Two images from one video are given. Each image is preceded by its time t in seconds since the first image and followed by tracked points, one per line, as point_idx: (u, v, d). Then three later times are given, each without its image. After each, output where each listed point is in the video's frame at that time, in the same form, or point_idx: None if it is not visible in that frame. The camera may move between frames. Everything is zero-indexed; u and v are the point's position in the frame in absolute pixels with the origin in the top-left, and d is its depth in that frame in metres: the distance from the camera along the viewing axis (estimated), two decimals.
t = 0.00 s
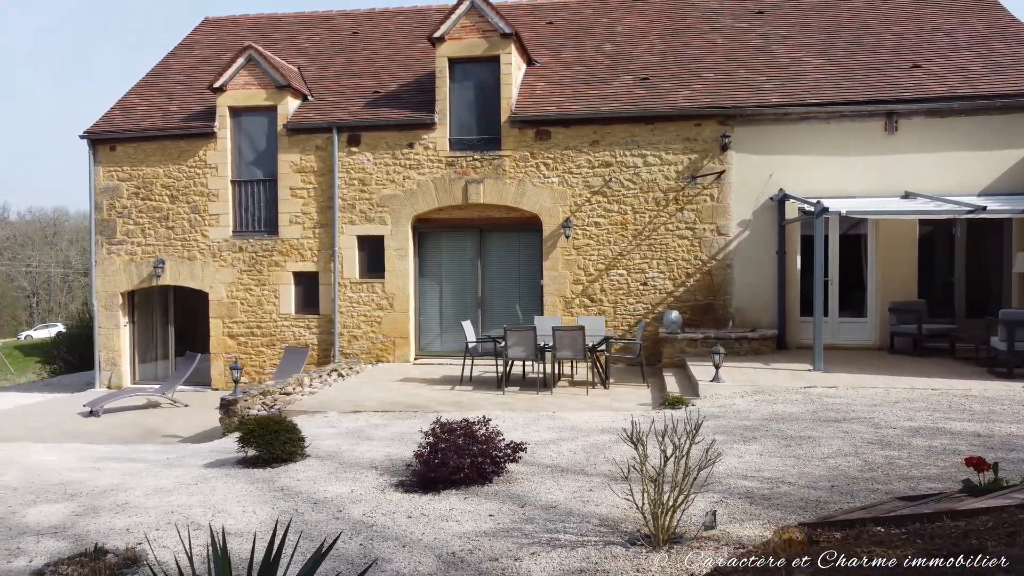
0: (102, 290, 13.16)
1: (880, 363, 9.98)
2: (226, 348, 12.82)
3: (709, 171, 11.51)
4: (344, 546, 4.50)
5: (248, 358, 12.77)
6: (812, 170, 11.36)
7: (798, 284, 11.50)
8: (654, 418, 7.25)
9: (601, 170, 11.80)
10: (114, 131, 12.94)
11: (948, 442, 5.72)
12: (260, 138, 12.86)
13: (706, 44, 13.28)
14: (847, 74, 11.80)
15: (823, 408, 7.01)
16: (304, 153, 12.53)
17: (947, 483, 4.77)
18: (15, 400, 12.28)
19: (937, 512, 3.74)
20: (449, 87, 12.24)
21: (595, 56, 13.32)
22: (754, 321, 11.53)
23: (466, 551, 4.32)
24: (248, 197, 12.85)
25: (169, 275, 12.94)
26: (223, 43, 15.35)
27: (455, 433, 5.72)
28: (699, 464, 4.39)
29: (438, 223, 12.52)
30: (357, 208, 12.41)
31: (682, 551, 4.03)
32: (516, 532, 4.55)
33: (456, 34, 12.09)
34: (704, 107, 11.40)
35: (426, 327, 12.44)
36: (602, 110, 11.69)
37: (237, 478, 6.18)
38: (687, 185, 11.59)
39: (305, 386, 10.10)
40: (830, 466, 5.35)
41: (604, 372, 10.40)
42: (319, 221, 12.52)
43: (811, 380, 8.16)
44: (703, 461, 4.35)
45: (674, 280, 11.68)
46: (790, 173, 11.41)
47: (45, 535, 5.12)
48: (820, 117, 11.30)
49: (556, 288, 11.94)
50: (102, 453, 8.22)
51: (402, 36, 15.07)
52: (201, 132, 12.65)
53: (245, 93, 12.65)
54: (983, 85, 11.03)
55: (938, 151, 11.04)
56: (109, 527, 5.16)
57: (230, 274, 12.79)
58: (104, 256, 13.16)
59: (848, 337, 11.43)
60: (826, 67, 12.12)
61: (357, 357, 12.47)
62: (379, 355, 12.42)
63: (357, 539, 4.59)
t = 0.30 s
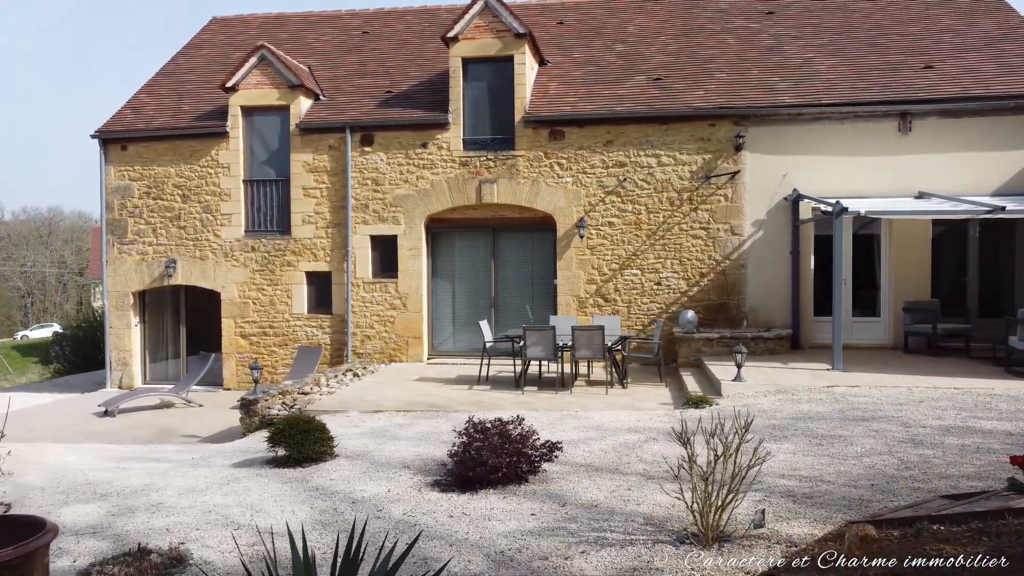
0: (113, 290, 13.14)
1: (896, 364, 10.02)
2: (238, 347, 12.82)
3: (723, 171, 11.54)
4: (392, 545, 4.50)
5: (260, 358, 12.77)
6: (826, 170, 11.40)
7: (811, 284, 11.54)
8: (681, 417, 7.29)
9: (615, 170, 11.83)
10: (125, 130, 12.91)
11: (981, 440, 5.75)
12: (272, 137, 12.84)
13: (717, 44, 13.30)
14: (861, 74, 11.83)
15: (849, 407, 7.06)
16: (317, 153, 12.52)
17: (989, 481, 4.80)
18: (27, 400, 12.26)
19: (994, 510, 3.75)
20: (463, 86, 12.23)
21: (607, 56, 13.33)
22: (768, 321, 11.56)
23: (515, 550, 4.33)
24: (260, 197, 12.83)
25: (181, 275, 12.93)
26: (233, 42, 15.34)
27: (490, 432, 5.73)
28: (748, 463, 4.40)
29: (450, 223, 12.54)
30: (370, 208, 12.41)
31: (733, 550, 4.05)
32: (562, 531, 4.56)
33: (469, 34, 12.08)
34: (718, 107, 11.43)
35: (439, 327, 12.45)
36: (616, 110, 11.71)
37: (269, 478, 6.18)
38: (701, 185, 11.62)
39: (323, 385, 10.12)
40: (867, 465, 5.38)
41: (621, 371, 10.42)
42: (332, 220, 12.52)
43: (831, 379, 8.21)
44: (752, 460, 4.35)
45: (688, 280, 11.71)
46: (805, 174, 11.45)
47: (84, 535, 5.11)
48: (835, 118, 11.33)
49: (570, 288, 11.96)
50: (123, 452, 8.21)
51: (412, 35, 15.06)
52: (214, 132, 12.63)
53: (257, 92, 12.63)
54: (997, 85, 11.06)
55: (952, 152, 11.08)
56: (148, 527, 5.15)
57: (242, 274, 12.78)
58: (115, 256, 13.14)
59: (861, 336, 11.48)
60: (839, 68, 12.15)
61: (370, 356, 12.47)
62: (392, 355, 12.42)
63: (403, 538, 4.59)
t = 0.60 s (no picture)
0: (125, 290, 13.12)
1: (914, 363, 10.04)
2: (251, 347, 12.81)
3: (738, 171, 11.57)
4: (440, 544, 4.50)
5: (273, 357, 12.76)
6: (841, 170, 11.43)
7: (826, 283, 11.58)
8: (707, 417, 7.32)
9: (630, 169, 11.84)
10: (137, 130, 12.88)
11: (1015, 439, 5.78)
12: (285, 137, 12.82)
13: (729, 44, 13.32)
14: (874, 74, 11.86)
15: (875, 406, 7.09)
16: (331, 152, 12.51)
17: None
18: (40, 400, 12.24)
19: None
20: (477, 86, 12.23)
21: (619, 56, 13.35)
22: (782, 320, 11.59)
23: (565, 547, 4.34)
24: (273, 196, 12.81)
25: (193, 274, 12.91)
26: (243, 42, 15.31)
27: (526, 431, 5.74)
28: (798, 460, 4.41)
29: (464, 222, 12.54)
30: (384, 207, 12.40)
31: (785, 547, 4.06)
32: (609, 528, 4.58)
33: (483, 34, 12.08)
34: (733, 107, 11.45)
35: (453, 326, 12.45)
36: (631, 110, 11.73)
37: (303, 477, 6.17)
38: (715, 185, 11.65)
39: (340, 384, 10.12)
40: (905, 463, 5.41)
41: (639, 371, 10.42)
42: (346, 220, 12.51)
43: (852, 378, 8.24)
44: (802, 458, 4.37)
45: (702, 280, 11.74)
46: (819, 173, 11.48)
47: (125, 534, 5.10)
48: (849, 118, 11.37)
49: (584, 288, 11.98)
50: (146, 452, 8.20)
51: (422, 35, 15.04)
52: (227, 131, 12.61)
53: (270, 92, 12.62)
54: (1010, 86, 11.10)
55: (966, 152, 11.12)
56: (189, 526, 5.14)
57: (255, 274, 12.76)
58: (127, 255, 13.11)
59: (876, 335, 11.51)
60: (852, 68, 12.18)
61: (383, 356, 12.46)
62: (405, 355, 12.41)
63: (450, 537, 4.59)
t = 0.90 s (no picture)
0: (137, 289, 13.08)
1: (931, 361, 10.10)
2: (264, 346, 12.80)
3: (753, 170, 11.60)
4: (489, 541, 4.50)
5: (287, 357, 12.75)
6: (855, 170, 11.47)
7: (840, 281, 11.64)
8: (734, 416, 7.35)
9: (644, 168, 11.87)
10: (150, 128, 12.84)
11: None
12: (298, 136, 12.81)
13: (740, 44, 13.35)
14: (887, 74, 11.90)
15: (903, 404, 7.13)
16: (345, 151, 12.51)
17: None
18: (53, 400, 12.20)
19: None
20: (491, 85, 12.23)
21: (631, 55, 13.36)
22: (797, 318, 11.63)
23: (616, 544, 4.36)
24: (287, 195, 12.80)
25: (206, 273, 12.88)
26: (252, 41, 15.27)
27: (564, 428, 5.76)
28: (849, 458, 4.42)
29: (478, 221, 12.55)
30: (398, 206, 12.39)
31: (839, 543, 4.08)
32: (658, 525, 4.59)
33: (498, 33, 12.08)
34: (748, 107, 11.48)
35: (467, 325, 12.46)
36: (645, 109, 11.75)
37: (338, 475, 6.18)
38: (730, 184, 11.68)
39: (359, 383, 10.11)
40: (943, 459, 5.44)
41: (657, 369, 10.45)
42: (359, 219, 12.51)
43: (874, 375, 8.30)
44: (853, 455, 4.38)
45: (717, 278, 11.77)
46: (833, 173, 11.52)
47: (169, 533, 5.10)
48: (863, 117, 11.41)
49: (599, 287, 11.99)
50: (170, 451, 8.18)
51: (432, 34, 15.02)
52: (240, 129, 12.58)
53: (284, 90, 12.60)
54: None
55: (979, 151, 11.18)
56: (232, 524, 5.14)
57: (268, 273, 12.73)
58: (139, 255, 13.07)
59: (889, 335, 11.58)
60: (865, 67, 12.22)
61: (398, 355, 12.46)
62: (420, 354, 12.40)
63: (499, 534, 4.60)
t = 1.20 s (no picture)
0: (148, 289, 13.04)
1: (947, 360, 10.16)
2: (276, 346, 12.78)
3: (767, 170, 11.64)
4: (540, 538, 4.52)
5: (299, 356, 12.73)
6: (869, 169, 11.53)
7: (853, 280, 11.71)
8: (761, 414, 7.38)
9: (658, 168, 11.89)
10: (161, 127, 12.80)
11: None
12: (311, 135, 12.79)
13: (751, 44, 13.39)
14: (899, 74, 11.96)
15: (929, 401, 7.18)
16: (357, 150, 12.50)
17: None
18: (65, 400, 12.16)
19: None
20: (505, 84, 12.24)
21: (642, 55, 13.39)
22: (811, 317, 11.69)
23: (668, 540, 4.38)
24: (299, 194, 12.77)
25: (218, 272, 12.84)
26: (261, 39, 15.24)
27: (601, 426, 5.76)
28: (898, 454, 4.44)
29: (491, 221, 12.56)
30: (411, 206, 12.38)
31: (893, 538, 4.12)
32: (707, 521, 4.62)
33: (512, 33, 12.09)
34: (762, 106, 11.53)
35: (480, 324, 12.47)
36: (659, 109, 11.77)
37: (372, 473, 6.18)
38: (744, 183, 11.72)
39: (377, 382, 10.11)
40: (980, 456, 5.47)
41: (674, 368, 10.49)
42: (373, 218, 12.49)
43: (895, 373, 8.35)
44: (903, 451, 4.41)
45: (731, 278, 11.81)
46: (847, 173, 11.58)
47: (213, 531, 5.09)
48: (877, 117, 11.46)
49: (613, 286, 12.02)
50: (194, 450, 8.15)
51: (441, 33, 15.02)
52: (253, 128, 12.55)
53: (297, 89, 12.58)
54: None
55: (991, 151, 11.25)
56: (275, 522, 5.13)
57: (281, 272, 12.71)
58: (150, 254, 13.03)
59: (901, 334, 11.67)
60: (877, 67, 12.28)
61: (411, 354, 12.46)
62: (433, 353, 12.40)
63: (549, 530, 4.62)
